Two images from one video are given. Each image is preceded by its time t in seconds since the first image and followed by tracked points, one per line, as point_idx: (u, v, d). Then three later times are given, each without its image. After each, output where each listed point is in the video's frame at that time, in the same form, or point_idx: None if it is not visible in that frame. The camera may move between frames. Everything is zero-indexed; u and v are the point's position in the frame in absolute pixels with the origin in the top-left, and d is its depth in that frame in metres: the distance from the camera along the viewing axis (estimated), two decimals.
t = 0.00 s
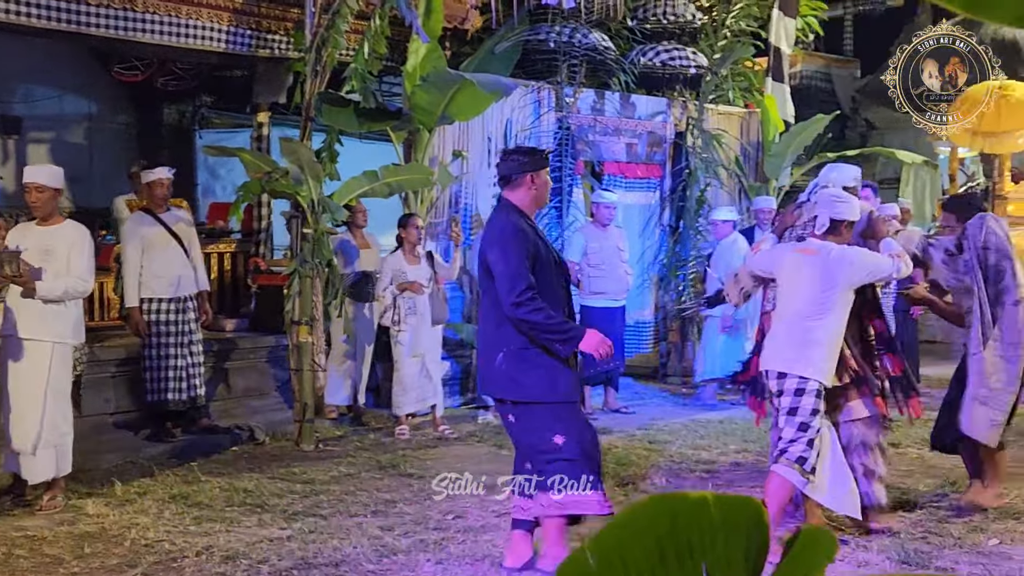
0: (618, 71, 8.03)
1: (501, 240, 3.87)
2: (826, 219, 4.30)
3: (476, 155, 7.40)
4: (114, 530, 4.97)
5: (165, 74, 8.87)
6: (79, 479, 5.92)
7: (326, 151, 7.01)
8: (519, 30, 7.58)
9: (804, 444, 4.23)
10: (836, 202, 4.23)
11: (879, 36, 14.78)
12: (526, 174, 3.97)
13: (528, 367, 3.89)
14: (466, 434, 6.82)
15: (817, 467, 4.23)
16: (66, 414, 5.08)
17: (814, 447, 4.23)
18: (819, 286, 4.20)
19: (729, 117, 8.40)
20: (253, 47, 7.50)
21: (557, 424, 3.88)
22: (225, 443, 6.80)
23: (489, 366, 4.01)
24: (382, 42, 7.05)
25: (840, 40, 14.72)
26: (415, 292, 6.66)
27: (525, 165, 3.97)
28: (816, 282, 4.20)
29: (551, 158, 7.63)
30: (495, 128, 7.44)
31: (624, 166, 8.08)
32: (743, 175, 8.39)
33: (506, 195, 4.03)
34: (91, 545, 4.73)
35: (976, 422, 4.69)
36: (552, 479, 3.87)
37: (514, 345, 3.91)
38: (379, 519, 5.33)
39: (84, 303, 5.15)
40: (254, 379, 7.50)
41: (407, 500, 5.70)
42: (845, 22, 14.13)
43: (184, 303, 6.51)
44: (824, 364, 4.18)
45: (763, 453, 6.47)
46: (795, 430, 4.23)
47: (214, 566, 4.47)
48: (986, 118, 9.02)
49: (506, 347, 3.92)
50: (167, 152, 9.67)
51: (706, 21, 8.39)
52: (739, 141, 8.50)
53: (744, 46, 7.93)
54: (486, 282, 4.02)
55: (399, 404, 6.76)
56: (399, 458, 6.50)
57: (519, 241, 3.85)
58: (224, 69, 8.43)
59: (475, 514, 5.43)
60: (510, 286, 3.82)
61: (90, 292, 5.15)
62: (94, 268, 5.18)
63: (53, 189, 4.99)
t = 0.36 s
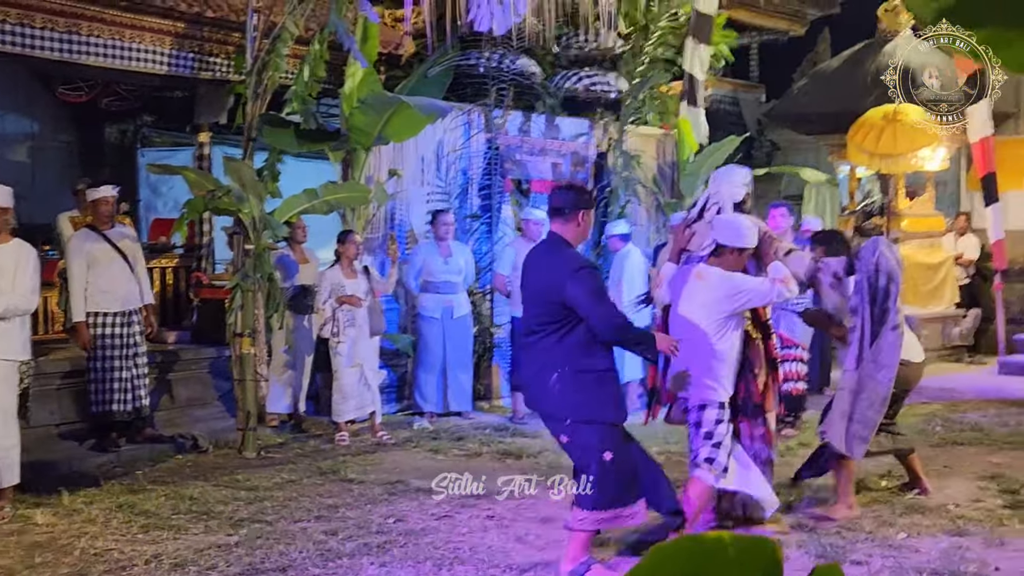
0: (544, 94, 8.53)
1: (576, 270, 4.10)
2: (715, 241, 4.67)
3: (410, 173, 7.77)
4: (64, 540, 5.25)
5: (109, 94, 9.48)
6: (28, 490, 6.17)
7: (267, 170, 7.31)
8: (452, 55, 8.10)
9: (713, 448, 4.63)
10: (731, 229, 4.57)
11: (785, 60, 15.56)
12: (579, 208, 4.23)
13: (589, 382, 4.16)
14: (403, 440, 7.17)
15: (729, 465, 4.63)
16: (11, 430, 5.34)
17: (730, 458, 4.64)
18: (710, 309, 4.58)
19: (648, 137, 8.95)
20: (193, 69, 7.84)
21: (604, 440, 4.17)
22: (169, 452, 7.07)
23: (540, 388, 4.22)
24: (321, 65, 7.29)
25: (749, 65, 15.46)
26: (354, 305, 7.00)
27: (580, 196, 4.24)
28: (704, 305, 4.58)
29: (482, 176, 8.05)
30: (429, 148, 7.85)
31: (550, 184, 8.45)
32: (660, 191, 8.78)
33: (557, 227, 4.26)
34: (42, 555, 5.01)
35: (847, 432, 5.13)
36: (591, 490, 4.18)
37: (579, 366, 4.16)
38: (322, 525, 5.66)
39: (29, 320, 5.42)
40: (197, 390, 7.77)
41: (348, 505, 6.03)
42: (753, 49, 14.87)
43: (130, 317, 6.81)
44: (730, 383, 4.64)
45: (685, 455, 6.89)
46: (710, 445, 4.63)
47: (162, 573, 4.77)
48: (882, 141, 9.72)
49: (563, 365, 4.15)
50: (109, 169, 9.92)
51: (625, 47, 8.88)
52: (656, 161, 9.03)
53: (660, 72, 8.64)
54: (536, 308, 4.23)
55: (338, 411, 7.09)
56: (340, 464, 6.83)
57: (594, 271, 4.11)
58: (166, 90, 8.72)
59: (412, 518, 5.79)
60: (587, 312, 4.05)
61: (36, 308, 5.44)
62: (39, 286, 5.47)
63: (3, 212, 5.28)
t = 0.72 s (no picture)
0: (487, 91, 8.46)
1: (573, 286, 4.37)
2: (633, 239, 4.70)
3: (350, 169, 7.65)
4: None
5: (38, 87, 8.86)
6: None
7: (204, 165, 7.14)
8: (393, 50, 8.00)
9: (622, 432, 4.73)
10: (651, 226, 4.62)
11: (725, 62, 15.66)
12: (586, 223, 4.53)
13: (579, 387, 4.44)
14: (342, 441, 7.04)
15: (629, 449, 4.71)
16: None
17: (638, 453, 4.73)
18: (634, 305, 4.58)
19: (591, 135, 8.92)
20: (128, 61, 7.60)
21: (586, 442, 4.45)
22: (100, 454, 6.88)
23: (537, 385, 4.55)
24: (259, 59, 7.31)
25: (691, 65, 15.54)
26: (292, 303, 6.88)
27: (585, 212, 4.54)
28: (629, 302, 4.57)
29: (424, 173, 7.96)
30: (371, 144, 7.73)
31: (492, 182, 8.40)
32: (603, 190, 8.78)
33: (564, 240, 4.57)
34: None
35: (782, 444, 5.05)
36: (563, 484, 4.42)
37: (569, 372, 4.46)
38: (258, 527, 5.53)
39: None
40: (130, 390, 7.58)
41: (286, 507, 5.91)
42: (695, 49, 14.95)
43: (60, 315, 6.61)
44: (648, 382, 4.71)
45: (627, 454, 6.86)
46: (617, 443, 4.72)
47: None
48: (823, 140, 9.79)
49: (556, 368, 4.47)
50: (40, 164, 9.66)
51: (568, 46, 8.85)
52: (599, 159, 8.98)
53: (603, 70, 8.59)
54: (542, 315, 4.54)
55: (276, 412, 6.94)
56: (278, 465, 6.69)
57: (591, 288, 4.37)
58: (98, 82, 8.50)
59: (352, 520, 5.68)
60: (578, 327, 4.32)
61: None
62: None
63: None
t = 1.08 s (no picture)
0: (443, 98, 8.49)
1: (546, 295, 4.45)
2: (585, 255, 4.69)
3: (305, 175, 7.62)
4: None
5: None
6: None
7: (157, 169, 7.06)
8: (349, 55, 7.98)
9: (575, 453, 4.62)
10: (602, 241, 4.60)
11: (679, 70, 15.79)
12: (545, 242, 4.65)
13: (532, 394, 4.53)
14: (296, 450, 7.01)
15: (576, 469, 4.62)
16: None
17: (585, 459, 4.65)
18: (583, 318, 4.58)
19: (547, 142, 8.90)
20: (79, 64, 7.51)
21: (535, 446, 4.53)
22: (49, 462, 6.79)
23: (492, 389, 4.60)
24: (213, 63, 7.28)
25: (645, 73, 15.65)
26: (244, 309, 6.82)
27: (544, 232, 4.66)
28: (579, 315, 4.57)
29: (379, 179, 7.94)
30: (326, 150, 7.70)
31: (448, 189, 8.39)
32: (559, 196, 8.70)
33: (525, 258, 4.67)
34: None
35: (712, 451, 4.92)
36: (511, 482, 4.52)
37: (530, 377, 4.53)
38: (211, 536, 5.49)
39: None
40: (80, 398, 7.48)
41: (239, 516, 5.86)
42: (650, 58, 15.06)
43: (8, 321, 6.50)
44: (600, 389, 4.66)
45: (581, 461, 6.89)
46: (568, 450, 4.62)
47: None
48: (775, 149, 9.94)
49: (516, 372, 4.54)
50: None
51: (525, 52, 8.92)
52: (555, 167, 8.99)
53: (560, 78, 8.66)
54: (505, 323, 4.58)
55: (229, 419, 6.89)
56: (230, 474, 6.64)
57: (563, 296, 4.45)
58: (48, 86, 8.40)
59: (306, 528, 5.65)
60: (551, 332, 4.39)
61: None
62: None
63: None
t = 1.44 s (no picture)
0: (408, 96, 8.50)
1: (489, 296, 4.53)
2: (538, 249, 4.75)
3: (270, 173, 7.60)
4: None
5: None
6: None
7: (119, 167, 7.01)
8: (314, 53, 7.96)
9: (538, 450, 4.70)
10: (554, 239, 4.66)
11: (643, 69, 15.86)
12: (492, 242, 4.66)
13: (481, 392, 4.61)
14: (260, 449, 6.98)
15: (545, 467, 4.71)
16: None
17: (548, 457, 4.73)
18: (528, 314, 4.66)
19: (512, 141, 8.90)
20: (40, 61, 7.44)
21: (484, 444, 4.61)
22: (10, 462, 6.72)
23: (443, 389, 4.68)
24: (176, 61, 7.26)
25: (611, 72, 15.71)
26: (205, 307, 6.77)
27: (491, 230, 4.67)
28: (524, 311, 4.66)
29: (344, 177, 7.93)
30: (290, 147, 7.68)
31: (414, 187, 8.37)
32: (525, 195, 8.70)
33: (472, 258, 4.72)
34: None
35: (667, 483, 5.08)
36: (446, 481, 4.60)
37: (479, 376, 4.61)
38: (175, 535, 5.46)
39: None
40: (40, 397, 7.41)
41: (203, 516, 5.83)
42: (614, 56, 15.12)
43: None
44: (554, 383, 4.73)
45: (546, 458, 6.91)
46: (526, 446, 4.71)
47: None
48: (739, 149, 10.06)
49: (465, 373, 4.62)
50: None
51: (490, 52, 8.97)
52: (520, 166, 8.99)
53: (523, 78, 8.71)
54: (451, 324, 4.66)
55: (191, 419, 6.85)
56: (194, 473, 6.61)
57: (506, 296, 4.55)
58: (8, 82, 8.32)
59: (271, 527, 5.63)
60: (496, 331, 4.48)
61: None
62: None
63: None
